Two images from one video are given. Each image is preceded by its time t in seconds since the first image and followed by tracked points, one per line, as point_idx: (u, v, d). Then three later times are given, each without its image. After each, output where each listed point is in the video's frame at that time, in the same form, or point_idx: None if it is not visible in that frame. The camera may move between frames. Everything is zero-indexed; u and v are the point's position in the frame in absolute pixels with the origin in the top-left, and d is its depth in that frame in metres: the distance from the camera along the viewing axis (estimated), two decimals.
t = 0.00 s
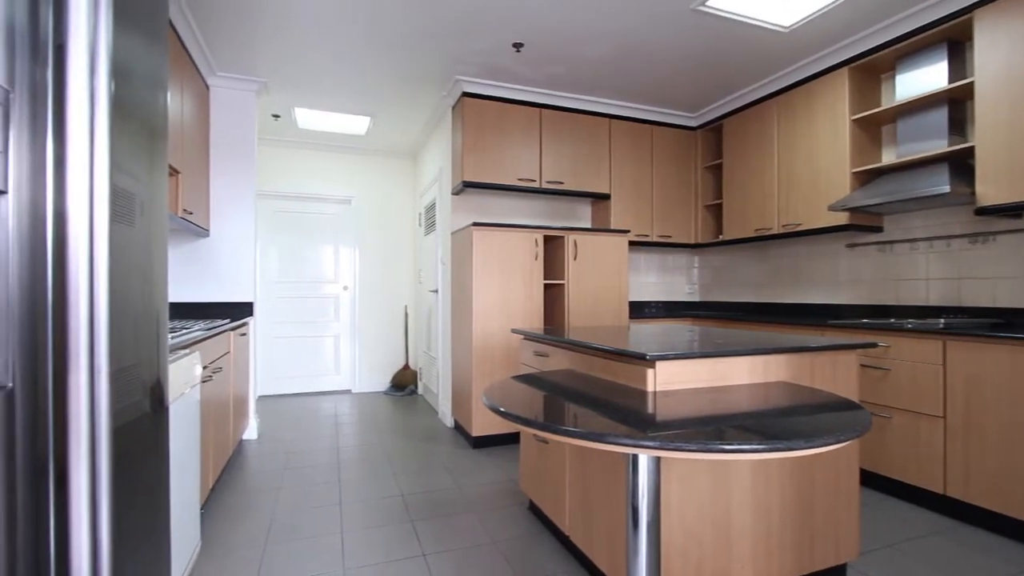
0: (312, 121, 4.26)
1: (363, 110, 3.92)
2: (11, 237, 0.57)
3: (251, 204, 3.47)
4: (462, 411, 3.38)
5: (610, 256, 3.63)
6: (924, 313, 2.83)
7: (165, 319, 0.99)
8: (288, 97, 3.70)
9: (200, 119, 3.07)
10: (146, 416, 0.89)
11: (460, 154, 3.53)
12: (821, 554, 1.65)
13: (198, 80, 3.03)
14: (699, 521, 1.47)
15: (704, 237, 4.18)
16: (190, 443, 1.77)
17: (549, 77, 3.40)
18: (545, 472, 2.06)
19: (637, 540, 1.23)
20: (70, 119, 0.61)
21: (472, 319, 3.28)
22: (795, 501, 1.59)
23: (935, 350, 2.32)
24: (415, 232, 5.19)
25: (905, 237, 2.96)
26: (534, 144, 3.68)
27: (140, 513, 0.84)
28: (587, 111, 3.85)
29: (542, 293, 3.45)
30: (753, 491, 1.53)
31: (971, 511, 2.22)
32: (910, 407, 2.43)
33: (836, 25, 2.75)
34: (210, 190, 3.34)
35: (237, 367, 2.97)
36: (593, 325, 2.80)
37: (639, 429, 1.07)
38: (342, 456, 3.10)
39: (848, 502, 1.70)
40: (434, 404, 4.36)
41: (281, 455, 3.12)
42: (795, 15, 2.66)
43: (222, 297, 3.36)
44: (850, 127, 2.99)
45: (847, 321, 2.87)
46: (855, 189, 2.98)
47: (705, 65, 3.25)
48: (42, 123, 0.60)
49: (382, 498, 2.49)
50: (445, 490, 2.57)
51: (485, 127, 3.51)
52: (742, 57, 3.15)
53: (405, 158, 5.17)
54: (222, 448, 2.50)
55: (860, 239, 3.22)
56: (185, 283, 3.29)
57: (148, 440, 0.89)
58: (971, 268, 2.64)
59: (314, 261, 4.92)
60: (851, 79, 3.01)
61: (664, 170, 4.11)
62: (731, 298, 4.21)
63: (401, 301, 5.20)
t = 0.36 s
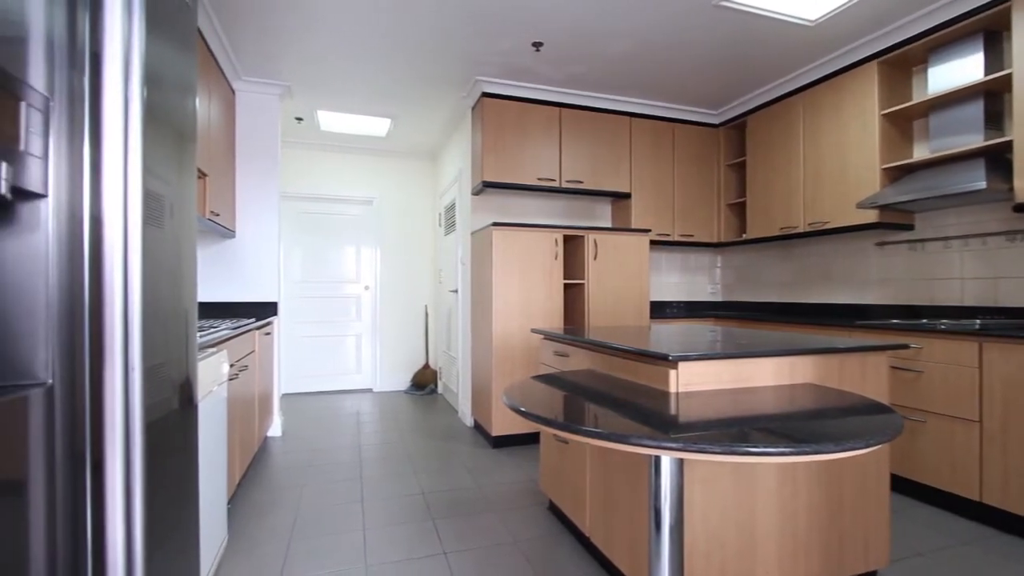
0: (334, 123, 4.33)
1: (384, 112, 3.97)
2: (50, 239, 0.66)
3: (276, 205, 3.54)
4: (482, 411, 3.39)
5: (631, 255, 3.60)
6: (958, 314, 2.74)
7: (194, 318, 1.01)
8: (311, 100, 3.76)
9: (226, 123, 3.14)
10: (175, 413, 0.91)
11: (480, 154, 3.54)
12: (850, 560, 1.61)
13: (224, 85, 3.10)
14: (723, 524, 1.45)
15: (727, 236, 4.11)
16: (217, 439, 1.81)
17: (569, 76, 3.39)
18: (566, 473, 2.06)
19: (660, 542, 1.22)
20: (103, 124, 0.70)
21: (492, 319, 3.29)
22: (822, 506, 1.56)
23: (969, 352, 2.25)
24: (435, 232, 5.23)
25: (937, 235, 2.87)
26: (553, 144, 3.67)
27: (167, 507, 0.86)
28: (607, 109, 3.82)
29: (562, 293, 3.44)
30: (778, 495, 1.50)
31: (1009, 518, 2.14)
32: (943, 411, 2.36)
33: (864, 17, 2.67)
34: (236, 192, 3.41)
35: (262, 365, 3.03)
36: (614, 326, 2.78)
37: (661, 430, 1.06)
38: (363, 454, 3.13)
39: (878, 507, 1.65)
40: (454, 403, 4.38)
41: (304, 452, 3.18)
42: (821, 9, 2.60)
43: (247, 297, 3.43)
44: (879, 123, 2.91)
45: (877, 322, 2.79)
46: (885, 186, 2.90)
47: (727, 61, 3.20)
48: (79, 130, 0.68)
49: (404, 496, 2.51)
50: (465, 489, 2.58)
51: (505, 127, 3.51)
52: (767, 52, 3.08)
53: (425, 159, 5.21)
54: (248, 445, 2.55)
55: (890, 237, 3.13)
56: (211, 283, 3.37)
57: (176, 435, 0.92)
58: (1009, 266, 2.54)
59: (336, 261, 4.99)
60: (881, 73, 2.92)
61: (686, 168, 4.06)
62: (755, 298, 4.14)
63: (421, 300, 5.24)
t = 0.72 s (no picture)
0: (356, 125, 4.38)
1: (405, 113, 4.00)
2: (85, 241, 0.70)
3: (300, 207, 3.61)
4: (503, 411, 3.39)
5: (653, 255, 3.56)
6: (996, 315, 2.64)
7: (223, 317, 1.04)
8: (334, 103, 3.81)
9: (252, 127, 3.21)
10: (203, 409, 0.94)
11: (500, 154, 3.54)
12: (881, 568, 1.56)
13: (251, 89, 3.17)
14: (749, 528, 1.43)
15: (751, 235, 4.04)
16: (244, 435, 1.86)
17: (589, 75, 3.37)
18: (587, 474, 2.05)
19: (684, 546, 1.20)
20: (137, 128, 0.73)
21: (512, 318, 3.29)
22: (852, 511, 1.52)
23: (1008, 355, 2.16)
24: (455, 232, 5.26)
25: (974, 233, 2.77)
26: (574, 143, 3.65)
27: (198, 500, 0.89)
28: (628, 108, 3.79)
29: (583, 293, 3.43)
30: (806, 499, 1.47)
31: None
32: (979, 415, 2.27)
33: (895, 8, 2.60)
34: (262, 194, 3.49)
35: (287, 364, 3.09)
36: (636, 326, 2.75)
37: (685, 432, 1.05)
38: (385, 452, 3.17)
39: (910, 514, 1.60)
40: (474, 402, 4.40)
41: (328, 449, 3.22)
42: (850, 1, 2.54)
43: (272, 296, 3.50)
44: (911, 117, 2.82)
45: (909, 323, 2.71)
46: (917, 182, 2.81)
47: (751, 57, 3.14)
48: (114, 133, 0.72)
49: (425, 494, 2.53)
50: (486, 489, 2.59)
51: (525, 127, 3.51)
52: (793, 46, 3.02)
53: (445, 160, 5.24)
54: (273, 442, 2.60)
55: (923, 235, 3.03)
56: (238, 283, 3.45)
57: (206, 433, 0.94)
58: None
59: (358, 261, 5.06)
60: (913, 66, 2.84)
61: (709, 166, 4.00)
62: (780, 298, 4.06)
63: (442, 300, 5.27)
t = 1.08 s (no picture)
0: (376, 127, 4.43)
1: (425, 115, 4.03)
2: (119, 242, 0.72)
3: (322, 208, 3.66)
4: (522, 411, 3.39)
5: (674, 254, 3.52)
6: None
7: (248, 317, 1.06)
8: (355, 105, 3.86)
9: (275, 130, 3.27)
10: (228, 407, 0.95)
11: (519, 154, 3.54)
12: None
13: (274, 93, 3.23)
14: (773, 532, 1.40)
15: (775, 233, 3.96)
16: (269, 433, 1.89)
17: (609, 73, 3.35)
18: (606, 474, 2.03)
19: (706, 549, 1.19)
20: (167, 133, 0.76)
21: (531, 318, 3.28)
22: (881, 517, 1.48)
23: None
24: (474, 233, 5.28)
25: (1010, 231, 2.67)
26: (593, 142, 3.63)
27: (224, 495, 0.91)
28: (648, 106, 3.75)
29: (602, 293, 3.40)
30: (833, 503, 1.43)
31: None
32: (1016, 419, 2.19)
33: None
34: (285, 196, 3.55)
35: (309, 362, 3.14)
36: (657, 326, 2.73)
37: (707, 433, 1.03)
38: (405, 451, 3.20)
39: (943, 521, 1.55)
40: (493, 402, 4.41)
41: (349, 448, 3.27)
42: None
43: (295, 297, 3.56)
44: (943, 112, 2.74)
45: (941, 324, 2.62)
46: (949, 178, 2.72)
47: (775, 52, 3.08)
48: (146, 139, 0.75)
49: (445, 493, 2.55)
50: (506, 489, 2.59)
51: (544, 126, 3.51)
52: (818, 40, 2.95)
53: (464, 161, 5.26)
54: (296, 439, 2.64)
55: (956, 233, 2.93)
56: (262, 284, 3.52)
57: (232, 429, 0.96)
58: None
59: (378, 261, 5.12)
60: (945, 59, 2.75)
61: (731, 164, 3.94)
62: (804, 298, 3.97)
63: (461, 300, 5.29)
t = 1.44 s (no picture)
0: (394, 128, 4.46)
1: (442, 115, 4.05)
2: (146, 244, 0.74)
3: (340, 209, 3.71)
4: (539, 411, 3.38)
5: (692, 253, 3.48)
6: None
7: (269, 316, 1.07)
8: (372, 107, 3.90)
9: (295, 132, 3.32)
10: (250, 404, 0.97)
11: (535, 154, 3.54)
12: None
13: (294, 96, 3.28)
14: (794, 535, 1.38)
15: (797, 232, 3.89)
16: (289, 431, 1.92)
17: (626, 72, 3.32)
18: (624, 476, 2.02)
19: (727, 552, 1.17)
20: (192, 137, 0.78)
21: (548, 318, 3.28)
22: (907, 522, 1.44)
23: None
24: (490, 233, 5.29)
25: None
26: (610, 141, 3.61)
27: (247, 492, 0.93)
28: (666, 104, 3.72)
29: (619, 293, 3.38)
30: (858, 507, 1.40)
31: None
32: None
33: None
34: (305, 197, 3.60)
35: (328, 362, 3.18)
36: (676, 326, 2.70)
37: (728, 435, 1.02)
38: (422, 450, 3.22)
39: (974, 528, 1.50)
40: (509, 402, 4.41)
41: (367, 446, 3.30)
42: None
43: (315, 297, 3.61)
44: (973, 106, 2.66)
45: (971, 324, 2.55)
46: (979, 174, 2.64)
47: (796, 47, 3.02)
48: (171, 143, 0.77)
49: (462, 492, 2.56)
50: (523, 489, 2.59)
51: (560, 126, 3.50)
52: (841, 34, 2.89)
53: (481, 161, 5.27)
54: (316, 437, 2.68)
55: (987, 231, 2.85)
56: (283, 284, 3.57)
57: (253, 427, 0.98)
58: None
59: (395, 261, 5.16)
60: (975, 52, 2.67)
61: (750, 161, 3.88)
62: (827, 298, 3.90)
63: (477, 300, 5.31)
